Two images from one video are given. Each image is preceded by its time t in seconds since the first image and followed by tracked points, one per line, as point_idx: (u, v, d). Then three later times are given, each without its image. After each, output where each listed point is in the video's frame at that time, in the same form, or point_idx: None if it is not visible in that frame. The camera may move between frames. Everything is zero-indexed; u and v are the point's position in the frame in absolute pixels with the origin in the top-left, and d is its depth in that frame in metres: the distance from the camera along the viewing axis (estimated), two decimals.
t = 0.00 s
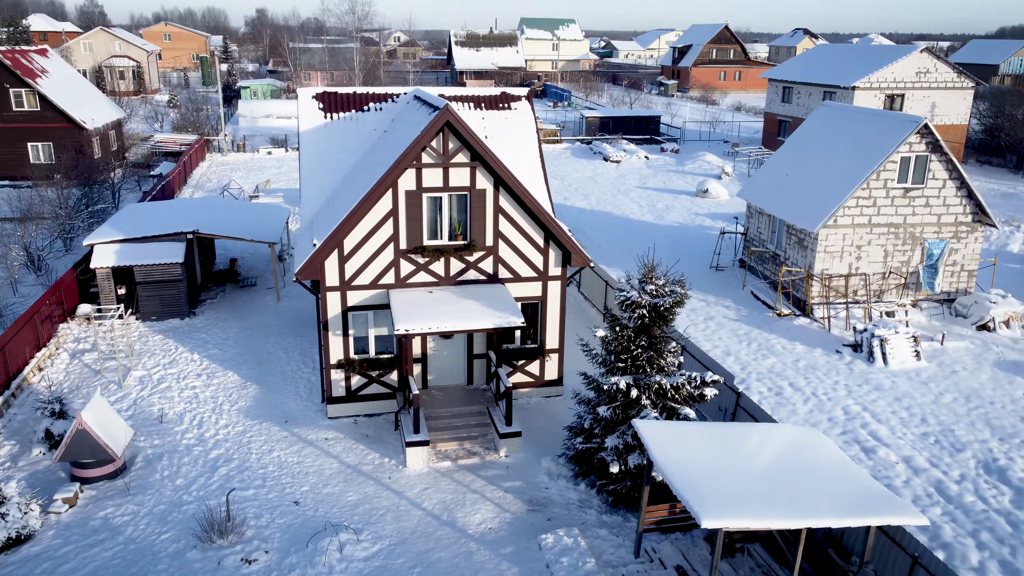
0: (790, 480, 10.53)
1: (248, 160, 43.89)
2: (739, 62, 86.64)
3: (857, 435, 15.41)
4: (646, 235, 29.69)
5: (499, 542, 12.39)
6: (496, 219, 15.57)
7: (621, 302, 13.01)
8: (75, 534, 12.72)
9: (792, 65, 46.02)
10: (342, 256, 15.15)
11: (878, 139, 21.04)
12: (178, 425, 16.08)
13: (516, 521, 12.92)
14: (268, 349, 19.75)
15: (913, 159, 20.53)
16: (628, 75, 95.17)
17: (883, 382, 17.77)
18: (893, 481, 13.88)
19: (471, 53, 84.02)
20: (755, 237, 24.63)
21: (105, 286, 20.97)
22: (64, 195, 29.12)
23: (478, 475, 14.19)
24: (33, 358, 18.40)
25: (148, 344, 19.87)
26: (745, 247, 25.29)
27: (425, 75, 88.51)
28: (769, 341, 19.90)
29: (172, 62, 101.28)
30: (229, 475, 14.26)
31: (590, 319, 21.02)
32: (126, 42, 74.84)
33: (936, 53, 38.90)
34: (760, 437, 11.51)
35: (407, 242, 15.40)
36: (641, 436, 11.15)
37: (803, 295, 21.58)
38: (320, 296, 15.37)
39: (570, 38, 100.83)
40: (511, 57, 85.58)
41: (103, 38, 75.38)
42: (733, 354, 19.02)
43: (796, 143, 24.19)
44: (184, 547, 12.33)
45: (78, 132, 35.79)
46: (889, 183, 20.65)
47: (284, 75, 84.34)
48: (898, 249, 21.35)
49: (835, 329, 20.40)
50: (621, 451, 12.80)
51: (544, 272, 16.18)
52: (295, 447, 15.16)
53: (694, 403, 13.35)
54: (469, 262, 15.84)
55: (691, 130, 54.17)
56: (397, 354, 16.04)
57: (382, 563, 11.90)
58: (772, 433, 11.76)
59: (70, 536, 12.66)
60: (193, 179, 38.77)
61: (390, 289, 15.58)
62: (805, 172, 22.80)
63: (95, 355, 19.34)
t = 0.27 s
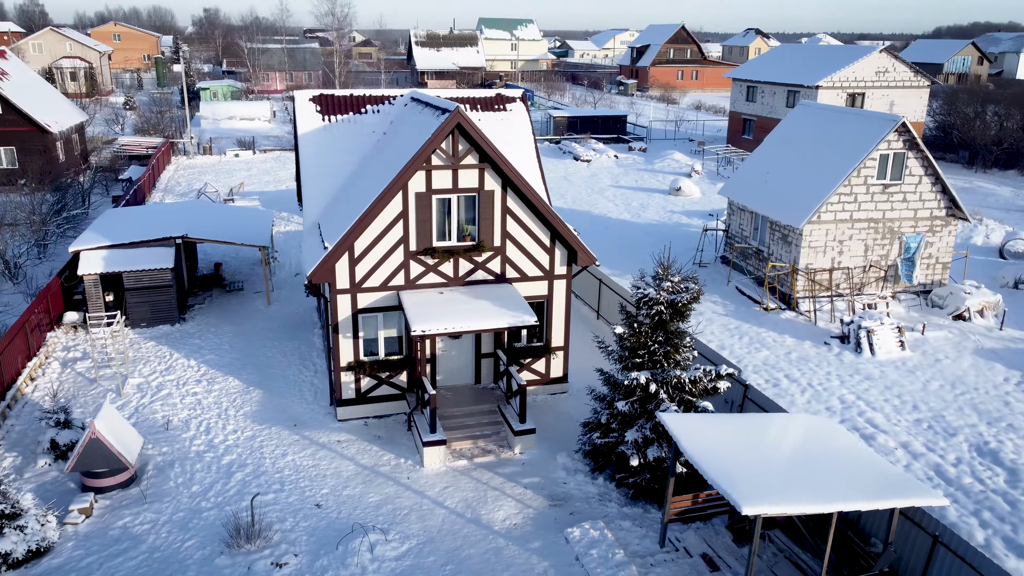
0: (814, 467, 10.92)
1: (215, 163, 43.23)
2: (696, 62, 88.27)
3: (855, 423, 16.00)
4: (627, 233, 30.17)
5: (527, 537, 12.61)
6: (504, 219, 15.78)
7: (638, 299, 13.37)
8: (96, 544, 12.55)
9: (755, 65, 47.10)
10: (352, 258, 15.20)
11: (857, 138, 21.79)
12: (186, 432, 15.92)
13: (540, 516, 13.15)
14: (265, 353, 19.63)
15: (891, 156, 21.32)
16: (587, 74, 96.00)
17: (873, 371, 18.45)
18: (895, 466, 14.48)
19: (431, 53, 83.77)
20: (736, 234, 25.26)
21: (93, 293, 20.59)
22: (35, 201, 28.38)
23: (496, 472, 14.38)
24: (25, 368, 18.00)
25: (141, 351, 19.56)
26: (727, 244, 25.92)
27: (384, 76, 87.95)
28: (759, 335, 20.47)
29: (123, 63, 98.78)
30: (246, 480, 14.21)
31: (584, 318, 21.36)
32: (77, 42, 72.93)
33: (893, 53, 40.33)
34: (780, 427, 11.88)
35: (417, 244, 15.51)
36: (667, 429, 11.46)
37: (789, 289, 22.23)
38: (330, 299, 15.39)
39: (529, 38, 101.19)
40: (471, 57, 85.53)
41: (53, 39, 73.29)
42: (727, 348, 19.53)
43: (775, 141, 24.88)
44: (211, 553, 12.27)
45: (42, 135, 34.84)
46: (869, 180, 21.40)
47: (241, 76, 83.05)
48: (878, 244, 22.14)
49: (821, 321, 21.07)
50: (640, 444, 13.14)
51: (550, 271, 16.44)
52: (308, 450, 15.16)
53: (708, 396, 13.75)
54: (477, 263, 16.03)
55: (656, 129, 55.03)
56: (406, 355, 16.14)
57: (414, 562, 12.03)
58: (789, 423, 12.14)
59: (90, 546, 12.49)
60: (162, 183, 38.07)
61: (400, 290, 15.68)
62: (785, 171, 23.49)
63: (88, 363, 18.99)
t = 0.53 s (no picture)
0: (843, 455, 11.34)
1: (189, 166, 42.61)
2: (660, 62, 89.55)
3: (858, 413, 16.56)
4: (614, 232, 30.61)
5: (557, 531, 12.86)
6: (518, 220, 15.99)
7: (659, 296, 13.75)
8: (125, 552, 12.45)
9: (726, 65, 48.00)
10: (369, 261, 15.28)
11: (844, 138, 22.45)
12: (200, 437, 15.83)
13: (567, 511, 13.41)
14: (269, 357, 19.55)
15: (876, 154, 22.03)
16: (552, 74, 96.60)
17: (868, 363, 19.07)
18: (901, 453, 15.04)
19: (398, 54, 83.46)
20: (724, 231, 25.85)
21: (89, 299, 20.28)
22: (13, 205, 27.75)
23: (518, 469, 14.60)
24: (25, 377, 17.69)
25: (141, 356, 19.32)
26: (715, 241, 26.49)
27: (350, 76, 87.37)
28: (755, 329, 21.00)
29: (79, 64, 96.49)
30: (269, 483, 14.20)
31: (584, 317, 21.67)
32: (34, 42, 71.12)
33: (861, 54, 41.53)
34: (804, 419, 12.30)
35: (432, 246, 15.65)
36: (699, 424, 11.84)
37: (780, 284, 22.82)
38: (347, 302, 15.45)
39: (494, 38, 101.41)
40: (438, 57, 85.45)
41: (9, 39, 71.38)
42: (727, 343, 20.01)
43: (761, 140, 25.49)
44: (244, 557, 12.27)
45: (14, 139, 34.02)
46: (856, 178, 22.07)
47: (204, 76, 81.70)
48: (864, 239, 22.85)
49: (813, 315, 21.69)
50: (663, 438, 13.47)
51: (561, 270, 16.71)
52: (327, 452, 15.20)
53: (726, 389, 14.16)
54: (490, 264, 16.22)
55: (628, 129, 55.69)
56: (421, 356, 16.27)
57: (449, 560, 12.18)
58: (812, 414, 12.56)
59: (120, 554, 12.39)
60: (138, 186, 37.44)
61: (415, 292, 15.80)
62: (773, 169, 24.08)
63: (88, 371, 18.73)
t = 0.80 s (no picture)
0: (868, 444, 11.79)
1: (164, 169, 41.94)
2: (626, 62, 90.54)
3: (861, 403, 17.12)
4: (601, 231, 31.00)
5: (587, 525, 13.13)
6: (531, 221, 16.23)
7: (678, 294, 14.15)
8: (157, 559, 12.39)
9: (699, 65, 48.79)
10: (387, 263, 15.35)
11: (832, 137, 23.10)
12: (217, 442, 15.75)
13: (594, 505, 13.68)
14: (275, 360, 19.48)
15: (863, 153, 22.72)
16: (519, 74, 96.93)
17: (864, 355, 19.69)
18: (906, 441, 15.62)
19: (366, 54, 83.01)
20: (713, 229, 26.39)
21: (87, 306, 20.00)
22: None
23: (540, 466, 14.83)
24: (29, 387, 17.40)
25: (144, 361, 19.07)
26: (704, 239, 27.03)
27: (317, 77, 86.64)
28: (752, 324, 21.51)
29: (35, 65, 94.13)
30: (294, 486, 14.22)
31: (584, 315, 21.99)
32: None
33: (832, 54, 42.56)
34: (825, 411, 12.75)
35: (448, 247, 15.79)
36: (729, 417, 12.19)
37: (772, 280, 23.38)
38: (364, 303, 15.51)
39: (460, 38, 101.46)
40: (406, 57, 85.18)
41: None
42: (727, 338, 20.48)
43: (749, 139, 26.10)
44: (280, 560, 12.30)
45: None
46: (844, 176, 22.74)
47: (168, 77, 80.33)
48: (852, 235, 23.54)
49: (805, 310, 22.28)
50: (685, 431, 13.79)
51: (572, 270, 16.99)
52: (348, 454, 15.25)
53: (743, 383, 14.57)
54: (504, 264, 16.41)
55: (602, 128, 56.20)
56: (437, 356, 16.39)
57: (485, 556, 12.37)
58: (831, 406, 13.02)
59: (153, 561, 12.32)
60: (114, 191, 36.79)
61: (432, 293, 15.93)
62: (762, 167, 24.68)
63: (92, 378, 18.48)
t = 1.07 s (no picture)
0: (889, 432, 12.27)
1: (138, 172, 41.20)
2: (593, 62, 91.36)
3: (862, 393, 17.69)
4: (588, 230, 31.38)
5: (615, 519, 13.41)
6: (544, 221, 16.46)
7: (696, 291, 14.51)
8: (191, 564, 12.34)
9: (672, 66, 49.49)
10: (404, 264, 15.46)
11: (819, 135, 23.76)
12: (235, 447, 15.69)
13: (619, 499, 13.97)
14: (281, 364, 19.43)
15: (850, 151, 23.42)
16: (486, 74, 97.07)
17: (859, 347, 20.31)
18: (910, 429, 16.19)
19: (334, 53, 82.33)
20: (703, 227, 26.94)
21: (86, 312, 19.71)
22: None
23: (561, 462, 15.08)
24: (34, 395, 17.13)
25: (148, 367, 18.86)
26: (693, 237, 27.56)
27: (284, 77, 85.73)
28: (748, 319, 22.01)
29: None
30: (320, 489, 14.25)
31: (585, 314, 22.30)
32: None
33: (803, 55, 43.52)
34: (842, 402, 13.23)
35: (464, 248, 15.95)
36: (757, 410, 12.59)
37: (763, 276, 23.94)
38: (382, 305, 15.59)
39: (427, 38, 101.26)
40: (374, 57, 84.74)
41: None
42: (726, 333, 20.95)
43: (736, 137, 26.67)
44: (316, 562, 12.34)
45: None
46: (832, 174, 23.41)
47: (131, 78, 78.78)
48: (839, 232, 24.23)
49: (798, 304, 22.86)
50: (704, 425, 14.15)
51: (583, 268, 17.28)
52: (369, 455, 15.33)
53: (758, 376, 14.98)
54: (518, 264, 16.61)
55: (575, 128, 56.63)
56: (453, 356, 16.54)
57: (519, 552, 12.57)
58: (847, 397, 13.50)
59: (187, 567, 12.26)
60: (90, 195, 36.10)
61: (448, 294, 16.07)
62: (750, 166, 25.27)
63: (96, 385, 18.23)
